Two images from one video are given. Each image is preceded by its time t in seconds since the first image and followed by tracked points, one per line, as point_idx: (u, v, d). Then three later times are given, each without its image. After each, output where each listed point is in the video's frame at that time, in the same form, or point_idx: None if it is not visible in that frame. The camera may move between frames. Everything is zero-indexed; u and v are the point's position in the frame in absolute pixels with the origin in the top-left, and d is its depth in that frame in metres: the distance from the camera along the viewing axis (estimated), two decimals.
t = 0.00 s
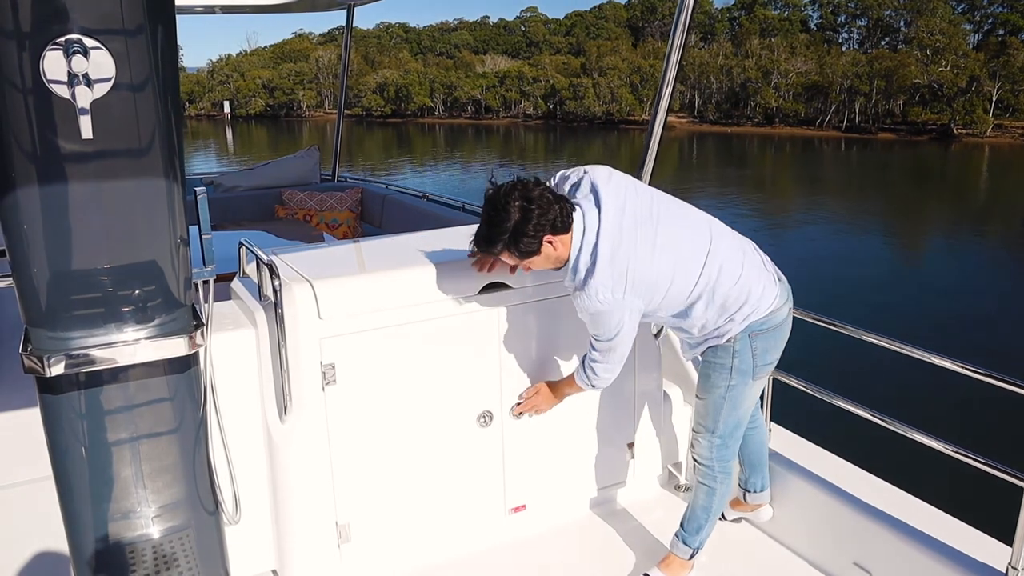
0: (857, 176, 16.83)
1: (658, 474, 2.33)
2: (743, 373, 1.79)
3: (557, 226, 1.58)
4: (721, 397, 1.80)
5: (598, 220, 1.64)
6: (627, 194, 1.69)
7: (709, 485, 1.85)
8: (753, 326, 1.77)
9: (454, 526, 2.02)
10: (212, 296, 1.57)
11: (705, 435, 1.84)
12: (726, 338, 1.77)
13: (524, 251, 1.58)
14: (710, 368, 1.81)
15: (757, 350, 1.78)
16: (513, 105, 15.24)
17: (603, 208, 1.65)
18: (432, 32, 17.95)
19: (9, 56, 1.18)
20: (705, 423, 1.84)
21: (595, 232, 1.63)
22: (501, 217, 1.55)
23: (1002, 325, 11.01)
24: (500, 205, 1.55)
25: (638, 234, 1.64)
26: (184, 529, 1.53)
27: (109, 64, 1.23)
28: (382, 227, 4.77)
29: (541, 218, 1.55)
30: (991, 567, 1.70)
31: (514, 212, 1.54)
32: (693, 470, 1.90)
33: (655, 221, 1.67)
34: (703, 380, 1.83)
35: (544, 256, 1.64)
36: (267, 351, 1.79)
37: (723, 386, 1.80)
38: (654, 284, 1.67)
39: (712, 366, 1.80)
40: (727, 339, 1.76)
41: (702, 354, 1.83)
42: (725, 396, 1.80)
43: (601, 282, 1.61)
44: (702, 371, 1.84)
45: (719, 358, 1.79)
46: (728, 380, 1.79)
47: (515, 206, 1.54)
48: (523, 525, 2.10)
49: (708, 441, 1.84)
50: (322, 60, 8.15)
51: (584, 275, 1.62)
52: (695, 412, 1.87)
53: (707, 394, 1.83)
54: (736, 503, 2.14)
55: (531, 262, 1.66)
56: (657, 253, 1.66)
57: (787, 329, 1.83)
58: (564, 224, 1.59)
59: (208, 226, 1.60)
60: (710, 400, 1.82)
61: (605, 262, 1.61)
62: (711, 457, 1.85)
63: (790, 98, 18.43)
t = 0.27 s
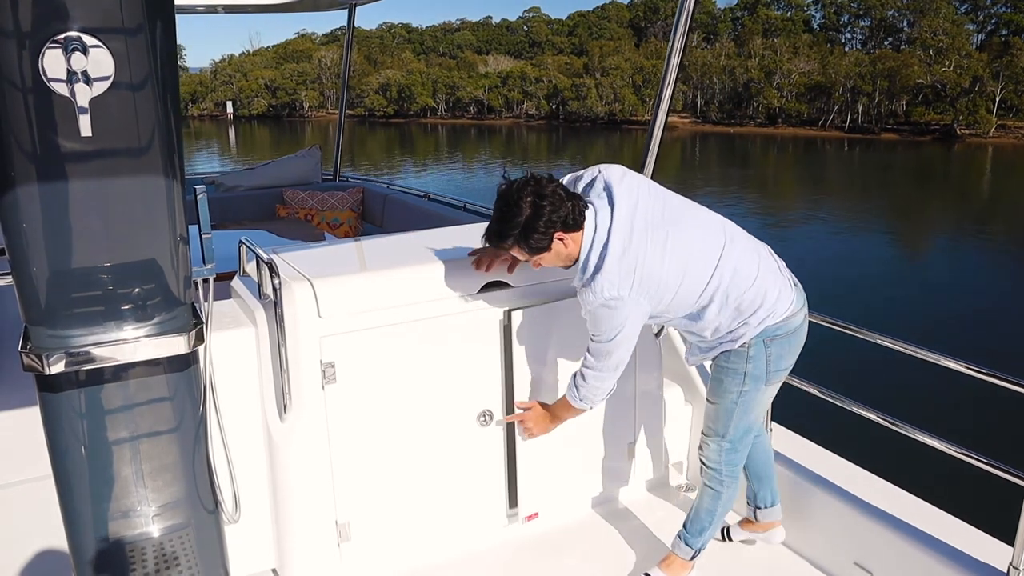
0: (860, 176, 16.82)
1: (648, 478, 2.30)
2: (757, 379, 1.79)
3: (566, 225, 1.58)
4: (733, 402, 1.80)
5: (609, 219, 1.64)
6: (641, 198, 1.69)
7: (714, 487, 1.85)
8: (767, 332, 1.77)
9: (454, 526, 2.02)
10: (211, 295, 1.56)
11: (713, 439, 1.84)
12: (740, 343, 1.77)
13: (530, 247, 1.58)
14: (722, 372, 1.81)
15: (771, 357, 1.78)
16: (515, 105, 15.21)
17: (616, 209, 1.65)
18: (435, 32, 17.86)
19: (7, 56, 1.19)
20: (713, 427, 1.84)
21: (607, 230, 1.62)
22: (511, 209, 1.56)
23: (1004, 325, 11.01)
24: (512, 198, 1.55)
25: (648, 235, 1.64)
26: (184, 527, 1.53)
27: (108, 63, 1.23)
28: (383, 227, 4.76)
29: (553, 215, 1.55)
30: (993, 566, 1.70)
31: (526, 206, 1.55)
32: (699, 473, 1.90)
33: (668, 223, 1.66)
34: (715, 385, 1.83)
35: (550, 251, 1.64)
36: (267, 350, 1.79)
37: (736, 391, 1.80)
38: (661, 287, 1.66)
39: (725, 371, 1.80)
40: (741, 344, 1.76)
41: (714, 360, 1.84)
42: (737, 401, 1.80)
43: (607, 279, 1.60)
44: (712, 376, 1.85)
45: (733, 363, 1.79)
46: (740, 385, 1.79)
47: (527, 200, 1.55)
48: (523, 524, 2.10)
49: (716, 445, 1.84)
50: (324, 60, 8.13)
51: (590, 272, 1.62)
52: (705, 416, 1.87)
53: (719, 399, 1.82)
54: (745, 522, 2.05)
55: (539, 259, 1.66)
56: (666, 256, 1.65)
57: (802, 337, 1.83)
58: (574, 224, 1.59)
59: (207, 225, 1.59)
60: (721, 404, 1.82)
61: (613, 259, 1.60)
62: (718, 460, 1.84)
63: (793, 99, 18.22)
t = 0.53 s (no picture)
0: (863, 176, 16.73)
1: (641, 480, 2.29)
2: (782, 387, 1.75)
3: (632, 169, 1.56)
4: (756, 409, 1.76)
5: (677, 173, 1.62)
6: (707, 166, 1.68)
7: (728, 492, 1.82)
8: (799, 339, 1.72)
9: (453, 524, 2.02)
10: (211, 293, 1.57)
11: (731, 445, 1.80)
12: (773, 347, 1.71)
13: (592, 186, 1.56)
14: (746, 377, 1.76)
15: (799, 365, 1.74)
16: (517, 105, 15.13)
17: (684, 167, 1.63)
18: (436, 32, 17.75)
19: (8, 56, 1.19)
20: (732, 432, 1.79)
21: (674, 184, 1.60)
22: (580, 143, 1.54)
23: (1007, 325, 10.99)
24: (584, 133, 1.53)
25: (714, 195, 1.62)
26: (185, 526, 1.53)
27: (108, 62, 1.23)
28: (384, 226, 4.77)
29: (619, 156, 1.53)
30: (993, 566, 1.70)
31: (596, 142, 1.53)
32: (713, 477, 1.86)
33: (732, 195, 1.64)
34: (737, 389, 1.78)
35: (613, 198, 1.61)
36: (266, 348, 1.79)
37: (759, 398, 1.75)
38: (725, 249, 1.61)
39: (749, 375, 1.76)
40: (771, 350, 1.71)
41: (736, 364, 1.77)
42: (760, 408, 1.76)
43: (674, 227, 1.57)
44: (735, 379, 1.79)
45: (759, 370, 1.74)
46: (764, 393, 1.75)
47: (598, 135, 1.53)
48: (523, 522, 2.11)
49: (733, 451, 1.80)
50: (326, 60, 8.09)
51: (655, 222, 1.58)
52: (725, 420, 1.83)
53: (741, 404, 1.78)
54: (766, 551, 1.96)
55: (597, 205, 1.63)
56: (732, 218, 1.62)
57: (832, 347, 1.79)
58: (639, 171, 1.57)
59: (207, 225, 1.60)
60: (743, 410, 1.77)
61: (680, 211, 1.57)
62: (733, 466, 1.81)
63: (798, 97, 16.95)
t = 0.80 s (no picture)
0: (864, 177, 16.65)
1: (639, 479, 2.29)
2: (818, 376, 1.73)
3: (707, 115, 1.61)
4: (791, 397, 1.74)
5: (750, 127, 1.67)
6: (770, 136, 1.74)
7: (762, 488, 1.81)
8: (844, 327, 1.72)
9: (454, 523, 2.02)
10: (211, 293, 1.57)
11: (759, 439, 1.77)
12: (816, 332, 1.69)
13: (671, 124, 1.60)
14: (781, 367, 1.73)
15: (836, 355, 1.74)
16: (519, 105, 15.05)
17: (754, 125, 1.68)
18: (438, 32, 17.68)
19: (8, 57, 1.19)
20: (764, 424, 1.76)
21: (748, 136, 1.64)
22: (660, 83, 1.60)
23: (1009, 326, 10.96)
24: (665, 72, 1.59)
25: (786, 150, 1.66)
26: (185, 525, 1.54)
27: (107, 63, 1.23)
28: (384, 226, 4.77)
29: (698, 98, 1.58)
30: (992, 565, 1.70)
31: (677, 81, 1.59)
32: (744, 471, 1.82)
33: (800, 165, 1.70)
34: (770, 378, 1.75)
35: (686, 143, 1.65)
36: (265, 346, 1.79)
37: (792, 389, 1.73)
38: (807, 198, 1.62)
39: (784, 365, 1.73)
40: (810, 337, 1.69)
41: (772, 353, 1.74)
42: (795, 397, 1.74)
43: (760, 167, 1.57)
44: (769, 366, 1.76)
45: (797, 358, 1.71)
46: (801, 380, 1.73)
47: (678, 75, 1.59)
48: (523, 519, 2.11)
49: (763, 446, 1.77)
50: (328, 60, 8.06)
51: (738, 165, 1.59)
52: (756, 409, 1.79)
53: (773, 392, 1.75)
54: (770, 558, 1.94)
55: (666, 148, 1.67)
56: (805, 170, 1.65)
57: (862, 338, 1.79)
58: (716, 116, 1.61)
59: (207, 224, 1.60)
60: (777, 400, 1.75)
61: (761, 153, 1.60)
62: (763, 460, 1.78)
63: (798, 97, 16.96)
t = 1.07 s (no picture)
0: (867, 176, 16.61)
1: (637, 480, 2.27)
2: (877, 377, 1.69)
3: (755, 95, 1.57)
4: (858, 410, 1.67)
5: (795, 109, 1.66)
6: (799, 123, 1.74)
7: (851, 502, 1.72)
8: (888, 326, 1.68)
9: (454, 522, 2.02)
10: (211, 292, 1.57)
11: (840, 454, 1.69)
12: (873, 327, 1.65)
13: (726, 100, 1.56)
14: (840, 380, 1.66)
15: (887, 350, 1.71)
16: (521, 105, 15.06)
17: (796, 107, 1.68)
18: (441, 32, 17.63)
19: (7, 57, 1.20)
20: (842, 439, 1.68)
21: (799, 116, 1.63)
22: (708, 61, 1.57)
23: (1012, 326, 10.93)
24: (714, 49, 1.57)
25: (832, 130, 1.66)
26: (185, 525, 1.54)
27: (107, 62, 1.23)
28: (385, 226, 4.78)
29: (749, 76, 1.55)
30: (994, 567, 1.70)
31: (728, 58, 1.56)
32: (827, 486, 1.73)
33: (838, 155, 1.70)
34: (832, 394, 1.67)
35: (736, 123, 1.61)
36: (264, 345, 1.79)
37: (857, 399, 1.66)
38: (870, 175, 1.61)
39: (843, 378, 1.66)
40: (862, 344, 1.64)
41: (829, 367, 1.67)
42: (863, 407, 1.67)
43: (838, 138, 1.54)
44: (826, 384, 1.68)
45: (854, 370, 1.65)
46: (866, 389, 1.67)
47: (730, 51, 1.56)
48: (523, 519, 2.11)
49: (843, 460, 1.70)
50: (330, 60, 8.04)
51: (813, 138, 1.55)
52: (822, 427, 1.70)
53: (839, 409, 1.67)
54: (769, 556, 1.91)
55: (710, 128, 1.63)
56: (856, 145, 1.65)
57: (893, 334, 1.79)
58: (767, 95, 1.57)
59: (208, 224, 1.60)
60: (846, 415, 1.67)
61: (827, 126, 1.58)
62: (845, 474, 1.70)
63: (800, 98, 16.77)
